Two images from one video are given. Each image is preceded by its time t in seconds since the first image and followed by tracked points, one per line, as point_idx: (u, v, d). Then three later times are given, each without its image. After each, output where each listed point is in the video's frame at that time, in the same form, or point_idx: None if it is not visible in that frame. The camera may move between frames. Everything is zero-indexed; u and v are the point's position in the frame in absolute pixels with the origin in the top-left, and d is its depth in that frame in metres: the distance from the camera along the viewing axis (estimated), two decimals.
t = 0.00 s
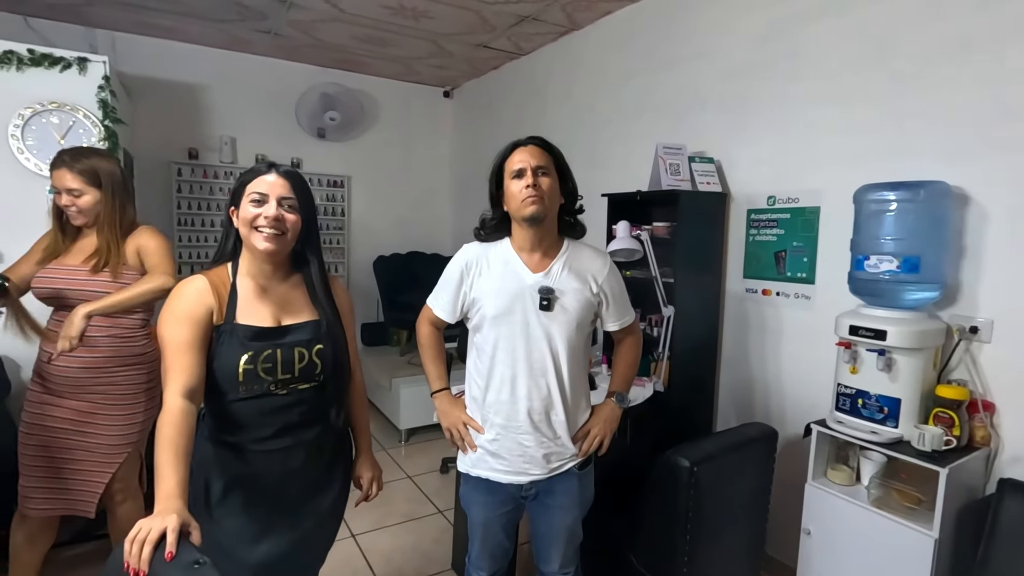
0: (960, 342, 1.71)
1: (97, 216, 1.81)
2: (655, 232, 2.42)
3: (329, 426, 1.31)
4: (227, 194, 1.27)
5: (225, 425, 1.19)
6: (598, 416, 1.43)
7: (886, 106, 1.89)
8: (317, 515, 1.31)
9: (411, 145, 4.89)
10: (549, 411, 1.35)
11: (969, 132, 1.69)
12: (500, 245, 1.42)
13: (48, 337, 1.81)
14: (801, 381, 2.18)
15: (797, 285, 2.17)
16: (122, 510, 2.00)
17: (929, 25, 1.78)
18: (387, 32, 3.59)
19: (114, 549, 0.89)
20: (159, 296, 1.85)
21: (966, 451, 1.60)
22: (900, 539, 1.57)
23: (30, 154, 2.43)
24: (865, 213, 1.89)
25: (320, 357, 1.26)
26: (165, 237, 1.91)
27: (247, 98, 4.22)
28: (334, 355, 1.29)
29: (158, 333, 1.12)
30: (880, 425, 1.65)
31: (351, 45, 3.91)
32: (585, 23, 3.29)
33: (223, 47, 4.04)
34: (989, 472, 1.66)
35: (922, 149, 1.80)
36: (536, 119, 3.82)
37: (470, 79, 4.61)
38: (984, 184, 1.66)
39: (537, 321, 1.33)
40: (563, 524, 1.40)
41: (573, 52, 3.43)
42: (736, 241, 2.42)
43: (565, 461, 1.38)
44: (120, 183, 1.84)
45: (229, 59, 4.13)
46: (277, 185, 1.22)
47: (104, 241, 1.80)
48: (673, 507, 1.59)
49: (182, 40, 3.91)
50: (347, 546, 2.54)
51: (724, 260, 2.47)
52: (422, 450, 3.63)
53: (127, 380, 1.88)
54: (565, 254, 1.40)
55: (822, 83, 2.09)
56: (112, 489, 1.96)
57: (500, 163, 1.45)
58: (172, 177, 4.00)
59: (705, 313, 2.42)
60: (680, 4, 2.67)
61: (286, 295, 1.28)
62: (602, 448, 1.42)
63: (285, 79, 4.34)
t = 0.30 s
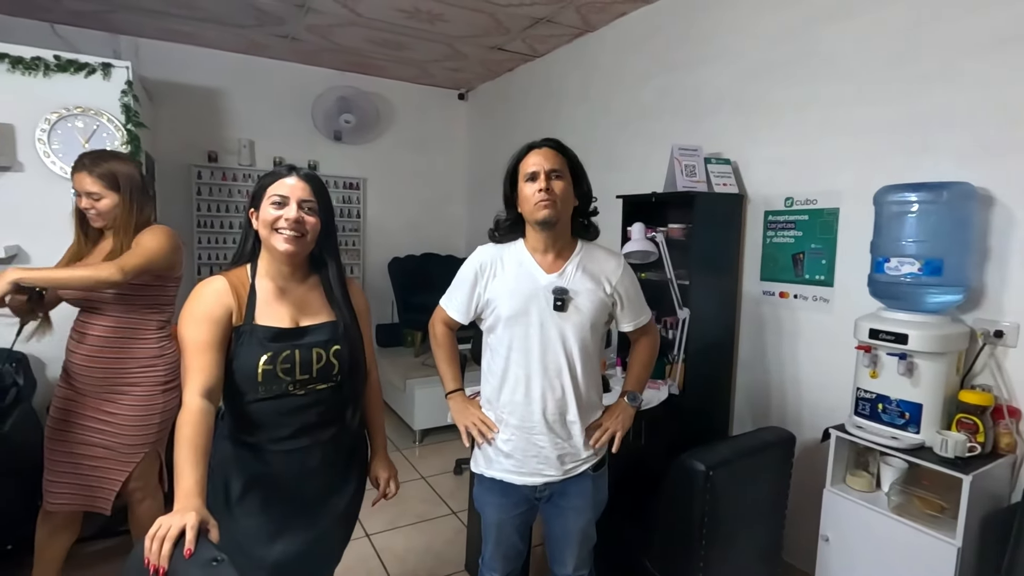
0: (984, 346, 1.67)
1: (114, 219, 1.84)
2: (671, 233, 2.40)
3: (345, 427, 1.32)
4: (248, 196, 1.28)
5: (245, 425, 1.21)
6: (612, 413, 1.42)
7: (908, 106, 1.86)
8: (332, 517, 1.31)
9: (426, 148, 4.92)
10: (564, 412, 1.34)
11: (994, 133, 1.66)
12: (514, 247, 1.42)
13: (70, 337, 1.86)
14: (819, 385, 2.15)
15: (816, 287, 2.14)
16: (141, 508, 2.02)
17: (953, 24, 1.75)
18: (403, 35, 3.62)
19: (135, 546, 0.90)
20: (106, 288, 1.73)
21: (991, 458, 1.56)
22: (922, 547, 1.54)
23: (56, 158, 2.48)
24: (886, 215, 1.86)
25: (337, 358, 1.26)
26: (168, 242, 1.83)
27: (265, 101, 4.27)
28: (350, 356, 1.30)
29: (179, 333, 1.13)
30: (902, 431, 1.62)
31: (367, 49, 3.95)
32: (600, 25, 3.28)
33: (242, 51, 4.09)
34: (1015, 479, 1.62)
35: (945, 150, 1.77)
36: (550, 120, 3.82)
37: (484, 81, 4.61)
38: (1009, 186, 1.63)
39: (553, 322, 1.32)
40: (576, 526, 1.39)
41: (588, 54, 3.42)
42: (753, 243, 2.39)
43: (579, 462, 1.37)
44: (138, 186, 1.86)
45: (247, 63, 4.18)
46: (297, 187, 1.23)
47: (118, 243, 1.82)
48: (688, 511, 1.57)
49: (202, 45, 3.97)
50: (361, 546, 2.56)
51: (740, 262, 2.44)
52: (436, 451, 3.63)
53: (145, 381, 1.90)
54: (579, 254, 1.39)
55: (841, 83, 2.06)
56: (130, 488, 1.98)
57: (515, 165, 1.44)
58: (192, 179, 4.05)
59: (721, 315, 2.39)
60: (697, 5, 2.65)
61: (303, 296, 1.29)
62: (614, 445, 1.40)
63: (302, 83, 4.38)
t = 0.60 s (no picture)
0: (1011, 346, 1.63)
1: (132, 219, 1.87)
2: (686, 232, 2.37)
3: (362, 423, 1.33)
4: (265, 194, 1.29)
5: (263, 420, 1.22)
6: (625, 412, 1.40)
7: (931, 102, 1.82)
8: (349, 512, 1.32)
9: (442, 148, 4.93)
10: (576, 409, 1.34)
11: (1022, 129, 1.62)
12: (528, 245, 1.42)
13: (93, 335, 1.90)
14: (838, 387, 2.12)
15: (835, 287, 2.11)
16: (160, 502, 2.06)
17: (979, 18, 1.71)
18: (418, 36, 3.63)
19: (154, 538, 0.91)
20: (123, 283, 1.74)
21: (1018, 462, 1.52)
22: (945, 551, 1.50)
23: (81, 159, 2.53)
24: (908, 213, 1.82)
25: (355, 353, 1.27)
26: (186, 241, 1.86)
27: (282, 102, 4.31)
28: (368, 352, 1.30)
29: (198, 329, 1.15)
30: (924, 433, 1.58)
31: (383, 50, 3.97)
32: (616, 23, 3.26)
33: (260, 53, 4.14)
34: None
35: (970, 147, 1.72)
36: (566, 119, 3.80)
37: (500, 80, 4.61)
38: None
39: (565, 319, 1.32)
40: (589, 524, 1.38)
41: (604, 52, 3.40)
42: (771, 241, 2.36)
43: (592, 459, 1.36)
44: (156, 185, 1.89)
45: (265, 65, 4.22)
46: (313, 187, 1.24)
47: (135, 242, 1.85)
48: (703, 512, 1.56)
49: (222, 47, 4.02)
50: (376, 543, 2.57)
51: (758, 261, 2.41)
52: (450, 450, 3.64)
53: (164, 378, 1.92)
54: (593, 252, 1.38)
55: (862, 79, 2.02)
56: (150, 483, 2.02)
57: (534, 162, 1.43)
58: (212, 180, 4.11)
59: (738, 315, 2.36)
60: (714, 2, 2.62)
61: (319, 294, 1.30)
62: (626, 442, 1.39)
63: (319, 84, 4.42)
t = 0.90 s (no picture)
0: None
1: (147, 224, 1.89)
2: (698, 236, 2.36)
3: (374, 428, 1.33)
4: (281, 199, 1.30)
5: (276, 424, 1.23)
6: (634, 421, 1.40)
7: (948, 104, 1.80)
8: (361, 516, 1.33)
9: (452, 150, 4.94)
10: (588, 413, 1.33)
11: None
12: (541, 248, 1.42)
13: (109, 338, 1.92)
14: (851, 392, 2.10)
15: (849, 291, 2.09)
16: (174, 502, 2.08)
17: (997, 19, 1.69)
18: (430, 38, 3.64)
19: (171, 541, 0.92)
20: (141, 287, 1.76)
21: None
22: (962, 560, 1.48)
23: (98, 163, 2.57)
24: (924, 217, 1.79)
25: (366, 359, 1.28)
26: (200, 243, 1.89)
27: (294, 105, 4.35)
28: (379, 358, 1.31)
29: (214, 334, 1.16)
30: (940, 440, 1.57)
31: (394, 53, 3.99)
32: (627, 25, 3.25)
33: (273, 57, 4.17)
34: None
35: (987, 149, 1.70)
36: (576, 121, 3.80)
37: (510, 82, 4.62)
38: None
39: (577, 323, 1.32)
40: (599, 528, 1.38)
41: (615, 54, 3.40)
42: (784, 245, 2.34)
43: (603, 464, 1.36)
44: (168, 190, 1.91)
45: (278, 68, 4.26)
46: (333, 190, 1.25)
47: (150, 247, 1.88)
48: (715, 517, 1.55)
49: (235, 50, 4.06)
50: (387, 545, 2.58)
51: (770, 265, 2.39)
52: (460, 452, 3.65)
53: (177, 380, 1.94)
54: (605, 257, 1.38)
55: (875, 82, 2.00)
56: (163, 484, 2.04)
57: (546, 166, 1.44)
58: (225, 182, 4.15)
59: (750, 319, 2.34)
60: (726, 4, 2.61)
61: (334, 298, 1.31)
62: (637, 456, 1.38)
63: (330, 86, 4.45)
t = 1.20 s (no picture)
0: None
1: (160, 227, 1.91)
2: (716, 239, 2.33)
3: (393, 434, 1.33)
4: (303, 205, 1.30)
5: (297, 430, 1.23)
6: (656, 429, 1.38)
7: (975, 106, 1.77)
8: (379, 522, 1.33)
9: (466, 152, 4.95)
10: (609, 420, 1.32)
11: None
12: (561, 254, 1.41)
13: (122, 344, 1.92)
14: (873, 398, 2.07)
15: (872, 296, 2.05)
16: (191, 504, 2.09)
17: None
18: (444, 41, 3.65)
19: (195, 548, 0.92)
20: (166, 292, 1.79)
21: None
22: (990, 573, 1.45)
23: (118, 166, 2.60)
24: (952, 222, 1.76)
25: (386, 365, 1.27)
26: (214, 247, 1.89)
27: (310, 108, 4.37)
28: (399, 363, 1.31)
29: (236, 340, 1.16)
30: (968, 450, 1.53)
31: (409, 55, 4.00)
32: (642, 27, 3.23)
33: (288, 60, 4.20)
34: None
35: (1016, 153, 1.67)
36: (591, 124, 3.78)
37: (524, 84, 4.61)
38: None
39: (599, 330, 1.31)
40: (620, 536, 1.36)
41: (630, 56, 3.38)
42: (804, 248, 2.31)
43: (624, 471, 1.35)
44: (182, 195, 1.92)
45: (294, 72, 4.29)
46: (354, 198, 1.25)
47: (164, 250, 1.89)
48: (737, 527, 1.52)
49: (251, 54, 4.10)
50: (402, 548, 2.58)
51: (790, 269, 2.36)
52: (474, 455, 3.64)
53: (192, 383, 1.96)
54: (626, 262, 1.37)
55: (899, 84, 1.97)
56: (180, 486, 2.06)
57: (565, 173, 1.43)
58: (241, 185, 4.18)
59: (770, 324, 2.31)
60: (745, 5, 2.58)
61: (353, 304, 1.31)
62: (659, 465, 1.37)
63: (345, 89, 4.48)
